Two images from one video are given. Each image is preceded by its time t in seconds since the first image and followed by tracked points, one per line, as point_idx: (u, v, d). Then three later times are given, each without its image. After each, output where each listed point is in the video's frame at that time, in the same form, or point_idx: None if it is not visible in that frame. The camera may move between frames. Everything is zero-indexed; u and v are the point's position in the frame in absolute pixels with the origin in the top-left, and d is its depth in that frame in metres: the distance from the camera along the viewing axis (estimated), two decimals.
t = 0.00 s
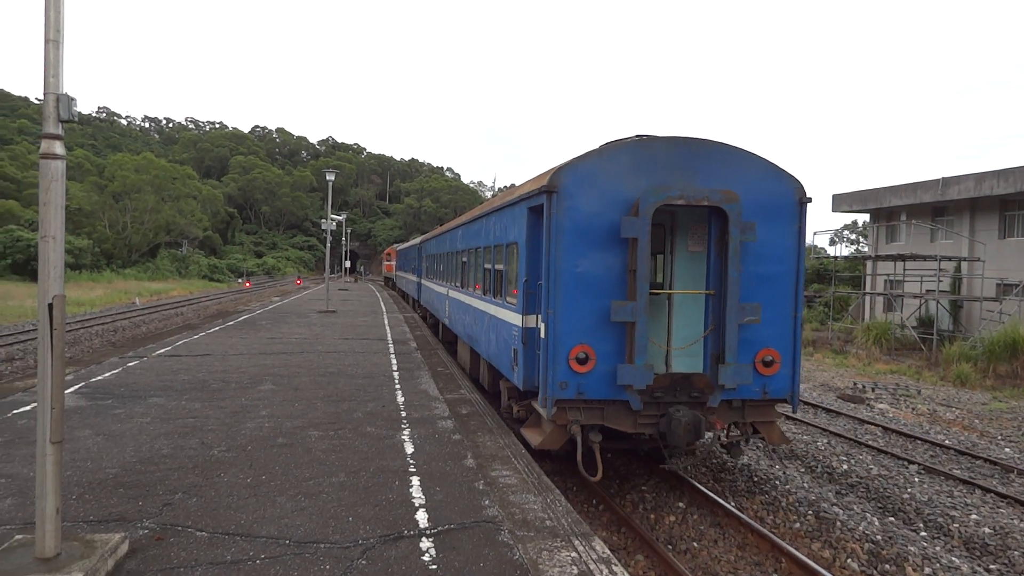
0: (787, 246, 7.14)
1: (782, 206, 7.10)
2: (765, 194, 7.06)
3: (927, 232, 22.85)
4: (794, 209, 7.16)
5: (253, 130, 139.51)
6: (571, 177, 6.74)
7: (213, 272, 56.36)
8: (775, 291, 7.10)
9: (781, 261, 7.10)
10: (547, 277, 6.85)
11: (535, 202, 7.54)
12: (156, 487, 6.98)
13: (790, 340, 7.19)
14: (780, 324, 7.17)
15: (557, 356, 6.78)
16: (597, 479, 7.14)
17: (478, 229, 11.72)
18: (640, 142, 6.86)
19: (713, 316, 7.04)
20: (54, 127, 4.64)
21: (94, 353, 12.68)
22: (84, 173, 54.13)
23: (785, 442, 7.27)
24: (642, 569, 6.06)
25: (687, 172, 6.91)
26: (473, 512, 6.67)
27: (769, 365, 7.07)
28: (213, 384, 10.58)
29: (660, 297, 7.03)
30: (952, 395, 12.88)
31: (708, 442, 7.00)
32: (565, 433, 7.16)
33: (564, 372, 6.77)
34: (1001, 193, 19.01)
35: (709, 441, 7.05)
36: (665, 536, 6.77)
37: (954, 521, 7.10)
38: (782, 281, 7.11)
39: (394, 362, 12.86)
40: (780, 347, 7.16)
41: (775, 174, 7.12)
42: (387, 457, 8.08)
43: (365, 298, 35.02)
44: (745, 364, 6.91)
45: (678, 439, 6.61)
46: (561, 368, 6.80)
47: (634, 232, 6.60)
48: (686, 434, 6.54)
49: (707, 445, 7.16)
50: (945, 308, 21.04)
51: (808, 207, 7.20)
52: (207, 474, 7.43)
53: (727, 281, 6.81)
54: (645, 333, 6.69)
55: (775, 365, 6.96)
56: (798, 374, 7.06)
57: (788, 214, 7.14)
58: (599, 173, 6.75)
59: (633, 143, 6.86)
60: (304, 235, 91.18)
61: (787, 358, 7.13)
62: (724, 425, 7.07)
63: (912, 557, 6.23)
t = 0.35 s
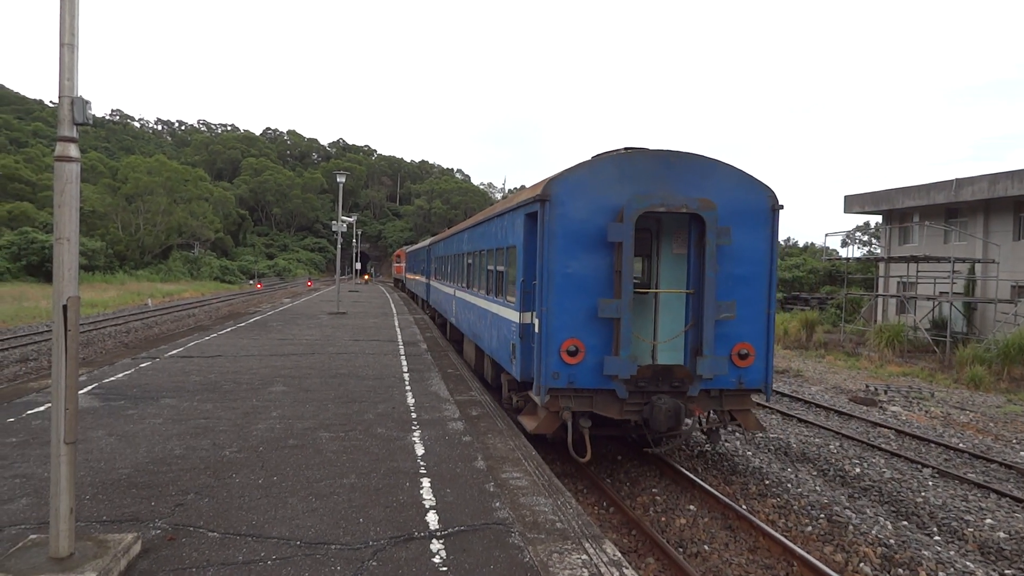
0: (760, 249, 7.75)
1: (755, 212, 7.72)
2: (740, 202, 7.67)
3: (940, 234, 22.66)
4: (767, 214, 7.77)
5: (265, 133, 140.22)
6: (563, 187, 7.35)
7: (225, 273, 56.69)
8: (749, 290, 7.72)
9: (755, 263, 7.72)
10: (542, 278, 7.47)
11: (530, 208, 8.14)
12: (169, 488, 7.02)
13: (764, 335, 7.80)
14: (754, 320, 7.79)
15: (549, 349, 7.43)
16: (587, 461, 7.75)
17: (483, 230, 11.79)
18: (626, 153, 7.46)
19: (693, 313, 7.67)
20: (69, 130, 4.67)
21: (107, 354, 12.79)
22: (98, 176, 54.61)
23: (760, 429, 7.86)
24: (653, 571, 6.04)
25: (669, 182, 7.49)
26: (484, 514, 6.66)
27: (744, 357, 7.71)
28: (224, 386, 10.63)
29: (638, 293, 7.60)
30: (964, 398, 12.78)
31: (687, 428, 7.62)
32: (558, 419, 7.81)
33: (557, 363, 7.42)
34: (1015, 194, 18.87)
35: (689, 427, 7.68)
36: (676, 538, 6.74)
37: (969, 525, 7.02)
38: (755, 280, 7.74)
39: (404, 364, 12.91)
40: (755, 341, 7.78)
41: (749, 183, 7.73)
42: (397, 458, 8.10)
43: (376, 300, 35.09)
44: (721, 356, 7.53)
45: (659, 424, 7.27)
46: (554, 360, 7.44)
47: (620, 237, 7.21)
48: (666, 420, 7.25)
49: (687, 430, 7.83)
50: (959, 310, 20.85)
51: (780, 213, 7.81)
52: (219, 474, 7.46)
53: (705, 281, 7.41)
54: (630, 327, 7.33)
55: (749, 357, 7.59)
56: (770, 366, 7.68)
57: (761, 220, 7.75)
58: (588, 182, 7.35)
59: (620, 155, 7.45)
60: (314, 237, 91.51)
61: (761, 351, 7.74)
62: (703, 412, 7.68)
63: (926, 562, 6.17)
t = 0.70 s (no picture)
0: (737, 253, 8.27)
1: (732, 219, 8.24)
2: (718, 210, 8.20)
3: (949, 236, 22.49)
4: (744, 220, 8.28)
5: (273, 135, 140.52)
6: (553, 197, 7.93)
7: (233, 276, 56.94)
8: (726, 290, 8.23)
9: (732, 265, 8.25)
10: (534, 280, 8.05)
11: (524, 216, 8.72)
12: (176, 490, 7.04)
13: (741, 332, 8.33)
14: (732, 318, 8.30)
15: (542, 344, 8.01)
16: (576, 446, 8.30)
17: (485, 234, 12.11)
18: (612, 165, 8.01)
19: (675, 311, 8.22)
20: (78, 133, 4.70)
21: (116, 357, 12.87)
22: (108, 179, 54.87)
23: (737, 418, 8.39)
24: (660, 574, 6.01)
25: (652, 193, 8.02)
26: (491, 517, 6.65)
27: (722, 352, 8.23)
28: (232, 388, 10.64)
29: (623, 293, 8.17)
30: (975, 401, 12.69)
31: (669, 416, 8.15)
32: (550, 408, 8.37)
33: (548, 357, 7.99)
34: None
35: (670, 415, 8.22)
36: (684, 542, 6.71)
37: (980, 529, 6.97)
38: (733, 282, 8.25)
39: (411, 366, 12.93)
40: (732, 337, 8.30)
41: (727, 192, 8.24)
42: (405, 460, 8.10)
43: (382, 302, 35.09)
44: (699, 351, 8.08)
45: (642, 412, 7.82)
46: (546, 354, 8.03)
47: (606, 242, 7.78)
48: (649, 409, 7.83)
49: (669, 419, 8.40)
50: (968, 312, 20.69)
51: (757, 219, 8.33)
52: (227, 477, 7.48)
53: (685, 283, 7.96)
54: (616, 324, 7.90)
55: (726, 352, 8.10)
56: (747, 360, 8.21)
57: (739, 226, 8.27)
58: (577, 192, 7.91)
59: (606, 167, 8.01)
60: (322, 239, 91.74)
61: (738, 346, 8.27)
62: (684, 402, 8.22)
63: (936, 566, 6.12)
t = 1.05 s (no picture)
0: (717, 256, 8.92)
1: (713, 224, 8.89)
2: (699, 216, 8.85)
3: (959, 237, 22.33)
4: (723, 225, 8.96)
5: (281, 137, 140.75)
6: (547, 205, 8.60)
7: (240, 278, 57.23)
8: (708, 290, 8.88)
9: (712, 267, 8.90)
10: (529, 281, 8.71)
11: (521, 222, 9.38)
12: (185, 492, 7.07)
13: (721, 328, 8.96)
14: (713, 316, 8.95)
15: (537, 340, 8.65)
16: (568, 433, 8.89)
17: (490, 238, 12.28)
18: (602, 175, 8.66)
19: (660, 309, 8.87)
20: (87, 137, 4.72)
21: (125, 358, 12.93)
22: (117, 182, 55.16)
23: (717, 407, 9.01)
24: None
25: (638, 201, 8.64)
26: (499, 520, 6.64)
27: (704, 347, 8.86)
28: (240, 390, 10.65)
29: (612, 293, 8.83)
30: (984, 403, 12.60)
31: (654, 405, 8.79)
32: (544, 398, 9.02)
33: (543, 352, 8.63)
34: None
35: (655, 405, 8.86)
36: (692, 545, 6.67)
37: (991, 533, 6.90)
38: (713, 283, 8.91)
39: (418, 368, 12.96)
40: (713, 333, 8.94)
41: (707, 200, 8.90)
42: (412, 463, 8.10)
43: (389, 304, 35.10)
44: (682, 346, 8.72)
45: (629, 402, 8.48)
46: (541, 349, 8.68)
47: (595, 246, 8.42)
48: (635, 399, 8.49)
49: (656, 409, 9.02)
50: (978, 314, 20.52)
51: (735, 224, 8.97)
52: (235, 478, 7.50)
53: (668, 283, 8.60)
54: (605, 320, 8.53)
55: (707, 348, 8.73)
56: (726, 355, 8.84)
57: (718, 231, 8.94)
58: (569, 200, 8.58)
59: (597, 177, 8.66)
60: (329, 242, 91.89)
61: (718, 342, 8.91)
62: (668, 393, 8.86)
63: (947, 570, 6.07)
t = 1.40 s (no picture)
0: (700, 258, 9.52)
1: (697, 228, 9.48)
2: (684, 221, 9.45)
3: (967, 237, 22.17)
4: (706, 230, 9.57)
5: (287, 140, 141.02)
6: (541, 212, 9.23)
7: (248, 281, 57.46)
8: (691, 290, 9.47)
9: (696, 269, 9.50)
10: (526, 283, 9.34)
11: (518, 227, 10.01)
12: (193, 495, 7.08)
13: (705, 325, 9.56)
14: (696, 313, 9.53)
15: (533, 336, 9.28)
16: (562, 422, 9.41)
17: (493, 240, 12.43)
18: (592, 185, 9.27)
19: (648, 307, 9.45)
20: (95, 141, 4.73)
21: (133, 361, 13.00)
22: (126, 186, 55.45)
23: (701, 398, 9.57)
24: None
25: (626, 207, 9.26)
26: (507, 522, 6.63)
27: (688, 343, 9.46)
28: (247, 393, 10.67)
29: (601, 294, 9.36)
30: (994, 404, 12.53)
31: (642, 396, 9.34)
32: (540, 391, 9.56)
33: (538, 347, 9.26)
34: None
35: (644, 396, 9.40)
36: (700, 547, 6.64)
37: (1002, 535, 6.84)
38: (697, 283, 9.51)
39: (424, 370, 12.98)
40: (697, 330, 9.53)
41: (691, 206, 9.50)
42: (419, 465, 8.10)
43: (396, 306, 35.12)
44: (668, 342, 9.32)
45: (619, 394, 9.04)
46: (537, 344, 9.32)
47: (586, 250, 9.04)
48: (625, 391, 9.03)
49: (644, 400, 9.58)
50: (988, 314, 20.39)
51: (717, 228, 9.57)
52: (243, 481, 7.51)
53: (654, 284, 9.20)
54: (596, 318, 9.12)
55: (691, 343, 9.33)
56: (709, 349, 9.44)
57: (702, 234, 9.53)
58: (562, 207, 9.20)
59: (588, 185, 9.28)
60: (336, 244, 92.08)
61: (702, 338, 9.49)
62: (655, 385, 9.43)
63: (957, 572, 6.03)
